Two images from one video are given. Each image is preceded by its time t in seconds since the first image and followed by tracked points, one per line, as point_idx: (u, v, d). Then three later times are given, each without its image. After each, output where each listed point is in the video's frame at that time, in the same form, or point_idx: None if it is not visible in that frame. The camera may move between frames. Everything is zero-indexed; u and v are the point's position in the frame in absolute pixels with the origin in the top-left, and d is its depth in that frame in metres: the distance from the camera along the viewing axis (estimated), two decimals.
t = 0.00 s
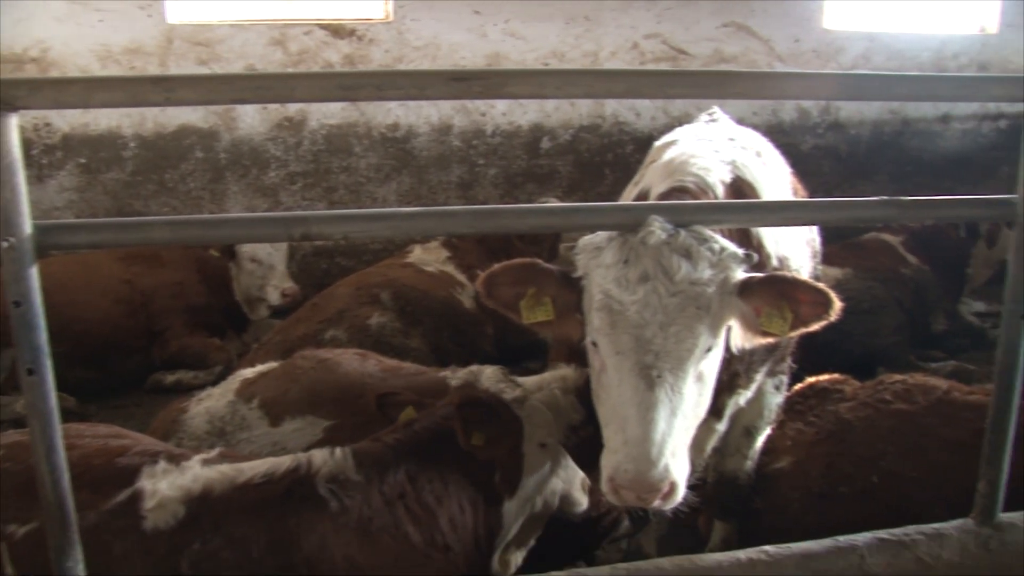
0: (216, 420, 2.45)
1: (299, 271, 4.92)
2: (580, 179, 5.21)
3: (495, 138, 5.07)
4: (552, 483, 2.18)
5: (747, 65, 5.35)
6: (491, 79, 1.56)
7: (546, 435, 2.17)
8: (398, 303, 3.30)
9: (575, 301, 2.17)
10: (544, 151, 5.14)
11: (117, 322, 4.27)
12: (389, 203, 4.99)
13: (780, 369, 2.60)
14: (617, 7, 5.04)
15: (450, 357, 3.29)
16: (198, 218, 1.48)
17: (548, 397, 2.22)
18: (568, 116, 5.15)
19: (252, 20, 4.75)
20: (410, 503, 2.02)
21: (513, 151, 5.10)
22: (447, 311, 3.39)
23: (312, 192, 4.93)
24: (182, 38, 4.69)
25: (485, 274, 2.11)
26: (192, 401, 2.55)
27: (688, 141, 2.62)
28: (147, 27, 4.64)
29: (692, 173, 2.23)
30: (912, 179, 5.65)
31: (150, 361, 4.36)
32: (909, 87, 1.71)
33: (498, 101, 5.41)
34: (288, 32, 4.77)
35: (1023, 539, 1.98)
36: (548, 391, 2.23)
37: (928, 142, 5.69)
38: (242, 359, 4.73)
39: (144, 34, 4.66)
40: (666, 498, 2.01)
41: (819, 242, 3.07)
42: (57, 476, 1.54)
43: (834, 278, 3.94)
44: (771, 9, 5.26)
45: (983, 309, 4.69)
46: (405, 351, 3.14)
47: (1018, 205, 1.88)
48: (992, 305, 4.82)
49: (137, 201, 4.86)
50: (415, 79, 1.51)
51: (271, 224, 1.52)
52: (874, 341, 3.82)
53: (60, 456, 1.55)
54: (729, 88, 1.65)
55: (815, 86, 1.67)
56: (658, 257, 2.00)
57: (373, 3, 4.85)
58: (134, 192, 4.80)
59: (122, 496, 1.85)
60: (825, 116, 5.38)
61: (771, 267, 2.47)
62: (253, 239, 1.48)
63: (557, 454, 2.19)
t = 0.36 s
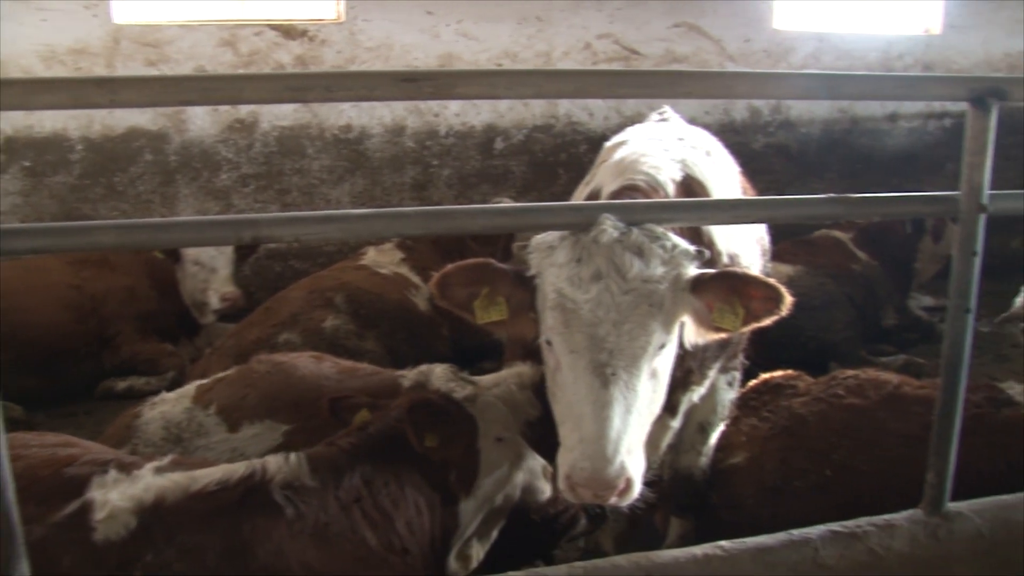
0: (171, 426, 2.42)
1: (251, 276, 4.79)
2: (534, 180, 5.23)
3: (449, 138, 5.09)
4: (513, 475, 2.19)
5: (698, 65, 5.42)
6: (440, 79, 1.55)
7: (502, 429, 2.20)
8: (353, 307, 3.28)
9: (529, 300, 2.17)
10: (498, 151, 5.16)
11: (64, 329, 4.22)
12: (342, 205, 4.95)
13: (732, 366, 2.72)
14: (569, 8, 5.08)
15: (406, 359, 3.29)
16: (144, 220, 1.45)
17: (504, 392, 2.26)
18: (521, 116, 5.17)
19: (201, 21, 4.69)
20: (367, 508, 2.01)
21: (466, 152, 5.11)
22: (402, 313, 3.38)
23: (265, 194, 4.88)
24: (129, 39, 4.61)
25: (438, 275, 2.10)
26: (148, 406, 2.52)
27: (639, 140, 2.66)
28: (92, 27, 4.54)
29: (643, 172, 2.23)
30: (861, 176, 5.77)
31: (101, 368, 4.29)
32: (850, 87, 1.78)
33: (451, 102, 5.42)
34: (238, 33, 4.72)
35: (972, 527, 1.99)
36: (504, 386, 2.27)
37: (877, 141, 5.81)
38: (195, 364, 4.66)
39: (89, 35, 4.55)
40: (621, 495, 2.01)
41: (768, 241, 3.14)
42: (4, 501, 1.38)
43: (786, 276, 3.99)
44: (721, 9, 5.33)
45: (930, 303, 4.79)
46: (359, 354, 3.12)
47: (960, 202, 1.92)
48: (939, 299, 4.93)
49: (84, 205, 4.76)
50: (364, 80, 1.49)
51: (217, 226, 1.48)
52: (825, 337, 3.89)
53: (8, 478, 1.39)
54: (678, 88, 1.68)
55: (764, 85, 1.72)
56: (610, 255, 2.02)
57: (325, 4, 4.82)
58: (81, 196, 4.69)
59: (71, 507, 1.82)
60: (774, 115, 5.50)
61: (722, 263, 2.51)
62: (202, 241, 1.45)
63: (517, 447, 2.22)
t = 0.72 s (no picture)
0: (119, 429, 2.38)
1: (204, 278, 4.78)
2: (487, 180, 5.25)
3: (402, 139, 5.06)
4: (467, 473, 2.21)
5: (651, 64, 5.47)
6: (390, 80, 1.54)
7: (454, 427, 2.21)
8: (307, 310, 3.25)
9: (482, 300, 2.17)
10: (452, 152, 5.15)
11: (10, 336, 4.13)
12: (294, 207, 4.90)
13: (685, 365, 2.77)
14: (521, 8, 5.10)
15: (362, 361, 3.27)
16: (89, 225, 1.43)
17: (455, 393, 2.27)
18: (474, 116, 5.18)
19: (148, 21, 4.62)
20: (321, 508, 1.99)
21: (420, 152, 5.09)
22: (357, 315, 3.36)
23: (216, 198, 4.82)
24: (73, 39, 4.50)
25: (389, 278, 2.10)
26: (96, 412, 2.48)
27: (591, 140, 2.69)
28: (36, 27, 4.45)
29: (596, 172, 2.25)
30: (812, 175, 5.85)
31: (48, 376, 4.21)
32: (796, 87, 1.81)
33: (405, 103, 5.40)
34: (187, 33, 4.66)
35: (922, 517, 2.00)
36: (455, 387, 2.28)
37: (827, 140, 5.86)
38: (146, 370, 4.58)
39: (33, 35, 4.46)
40: (578, 495, 2.00)
41: (718, 239, 3.18)
42: None
43: (740, 274, 4.03)
44: (673, 10, 5.39)
45: (880, 299, 4.87)
46: (314, 357, 3.12)
47: (906, 200, 1.94)
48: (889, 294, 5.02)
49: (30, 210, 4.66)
50: (314, 80, 1.48)
51: (167, 231, 1.47)
52: (779, 334, 3.93)
53: None
54: (626, 88, 1.69)
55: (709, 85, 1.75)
56: (562, 256, 2.01)
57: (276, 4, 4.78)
58: (26, 200, 4.59)
59: (19, 516, 1.76)
60: (725, 115, 5.59)
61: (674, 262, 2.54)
62: (150, 246, 1.44)
63: (471, 444, 2.23)
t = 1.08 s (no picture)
0: (69, 440, 2.36)
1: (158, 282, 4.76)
2: (444, 181, 5.26)
3: (358, 141, 5.05)
4: (419, 476, 2.20)
5: (606, 64, 5.55)
6: (342, 81, 1.52)
7: (405, 427, 2.20)
8: (264, 313, 3.24)
9: (439, 300, 2.16)
10: (407, 153, 5.16)
11: None
12: (250, 210, 4.87)
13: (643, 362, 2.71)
14: (477, 8, 5.13)
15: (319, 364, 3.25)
16: (35, 229, 1.39)
17: (412, 399, 2.23)
18: (430, 117, 5.20)
19: (97, 21, 4.53)
20: (276, 510, 1.97)
21: (376, 154, 5.09)
22: (315, 319, 3.35)
23: (169, 201, 4.75)
24: (19, 39, 4.40)
25: (347, 281, 2.05)
26: (45, 423, 2.46)
27: (547, 139, 2.73)
28: None
29: (550, 172, 2.28)
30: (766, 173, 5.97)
31: None
32: (748, 86, 1.82)
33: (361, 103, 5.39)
34: (138, 34, 4.59)
35: (875, 509, 2.01)
36: (412, 392, 2.24)
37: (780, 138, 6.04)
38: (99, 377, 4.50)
39: None
40: (539, 494, 2.00)
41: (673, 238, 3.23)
42: None
43: (696, 272, 4.08)
44: (627, 10, 5.48)
45: (833, 294, 4.97)
46: (273, 360, 3.11)
47: (856, 197, 1.94)
48: (842, 290, 5.12)
49: None
50: (259, 83, 1.44)
51: (118, 234, 1.44)
52: (734, 331, 3.99)
53: None
54: (578, 88, 1.69)
55: (663, 85, 1.76)
56: (519, 255, 2.00)
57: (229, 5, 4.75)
58: None
59: None
60: (680, 115, 5.69)
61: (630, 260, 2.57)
62: (99, 250, 1.40)
63: (423, 447, 2.22)
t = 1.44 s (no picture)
0: (15, 452, 2.31)
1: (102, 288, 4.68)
2: (394, 182, 5.26)
3: (306, 143, 5.01)
4: (369, 483, 2.18)
5: (555, 64, 5.59)
6: (286, 83, 1.48)
7: (354, 429, 2.19)
8: (212, 318, 3.22)
9: (388, 303, 2.15)
10: (356, 154, 5.14)
11: None
12: (197, 213, 4.81)
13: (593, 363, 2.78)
14: (425, 9, 5.14)
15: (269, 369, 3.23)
16: None
17: (370, 404, 2.27)
18: (379, 118, 5.19)
19: (35, 21, 4.40)
20: (225, 518, 1.95)
21: (325, 156, 5.05)
22: (265, 324, 3.33)
23: (114, 204, 4.67)
24: None
25: (295, 282, 2.06)
26: None
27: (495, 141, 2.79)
28: None
29: (500, 172, 2.35)
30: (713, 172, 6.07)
31: None
32: (692, 85, 1.82)
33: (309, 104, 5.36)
34: (79, 34, 4.48)
35: (825, 503, 1.98)
36: (370, 398, 2.28)
37: (729, 136, 6.24)
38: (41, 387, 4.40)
39: None
40: (492, 495, 1.99)
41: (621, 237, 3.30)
42: None
43: (647, 272, 4.10)
44: (575, 11, 5.53)
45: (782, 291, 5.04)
46: (221, 367, 3.06)
47: (801, 194, 1.94)
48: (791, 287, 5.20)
49: None
50: (205, 84, 1.42)
51: (57, 240, 1.37)
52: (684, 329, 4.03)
53: None
54: (523, 88, 1.69)
55: (609, 86, 1.75)
56: (468, 256, 1.99)
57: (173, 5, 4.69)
58: None
59: None
60: (629, 114, 5.76)
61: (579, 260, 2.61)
62: (36, 256, 1.34)
63: (371, 453, 2.21)
